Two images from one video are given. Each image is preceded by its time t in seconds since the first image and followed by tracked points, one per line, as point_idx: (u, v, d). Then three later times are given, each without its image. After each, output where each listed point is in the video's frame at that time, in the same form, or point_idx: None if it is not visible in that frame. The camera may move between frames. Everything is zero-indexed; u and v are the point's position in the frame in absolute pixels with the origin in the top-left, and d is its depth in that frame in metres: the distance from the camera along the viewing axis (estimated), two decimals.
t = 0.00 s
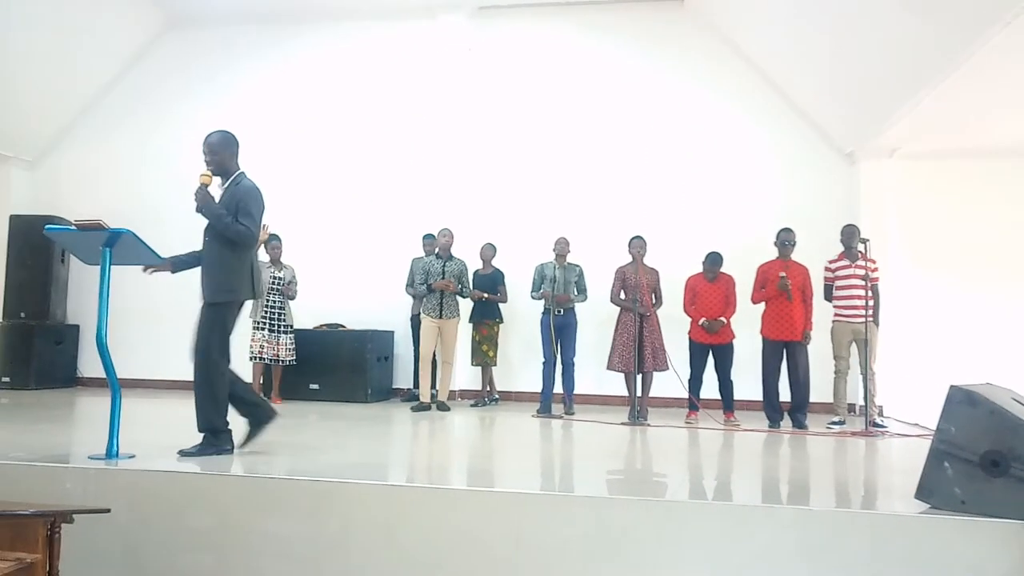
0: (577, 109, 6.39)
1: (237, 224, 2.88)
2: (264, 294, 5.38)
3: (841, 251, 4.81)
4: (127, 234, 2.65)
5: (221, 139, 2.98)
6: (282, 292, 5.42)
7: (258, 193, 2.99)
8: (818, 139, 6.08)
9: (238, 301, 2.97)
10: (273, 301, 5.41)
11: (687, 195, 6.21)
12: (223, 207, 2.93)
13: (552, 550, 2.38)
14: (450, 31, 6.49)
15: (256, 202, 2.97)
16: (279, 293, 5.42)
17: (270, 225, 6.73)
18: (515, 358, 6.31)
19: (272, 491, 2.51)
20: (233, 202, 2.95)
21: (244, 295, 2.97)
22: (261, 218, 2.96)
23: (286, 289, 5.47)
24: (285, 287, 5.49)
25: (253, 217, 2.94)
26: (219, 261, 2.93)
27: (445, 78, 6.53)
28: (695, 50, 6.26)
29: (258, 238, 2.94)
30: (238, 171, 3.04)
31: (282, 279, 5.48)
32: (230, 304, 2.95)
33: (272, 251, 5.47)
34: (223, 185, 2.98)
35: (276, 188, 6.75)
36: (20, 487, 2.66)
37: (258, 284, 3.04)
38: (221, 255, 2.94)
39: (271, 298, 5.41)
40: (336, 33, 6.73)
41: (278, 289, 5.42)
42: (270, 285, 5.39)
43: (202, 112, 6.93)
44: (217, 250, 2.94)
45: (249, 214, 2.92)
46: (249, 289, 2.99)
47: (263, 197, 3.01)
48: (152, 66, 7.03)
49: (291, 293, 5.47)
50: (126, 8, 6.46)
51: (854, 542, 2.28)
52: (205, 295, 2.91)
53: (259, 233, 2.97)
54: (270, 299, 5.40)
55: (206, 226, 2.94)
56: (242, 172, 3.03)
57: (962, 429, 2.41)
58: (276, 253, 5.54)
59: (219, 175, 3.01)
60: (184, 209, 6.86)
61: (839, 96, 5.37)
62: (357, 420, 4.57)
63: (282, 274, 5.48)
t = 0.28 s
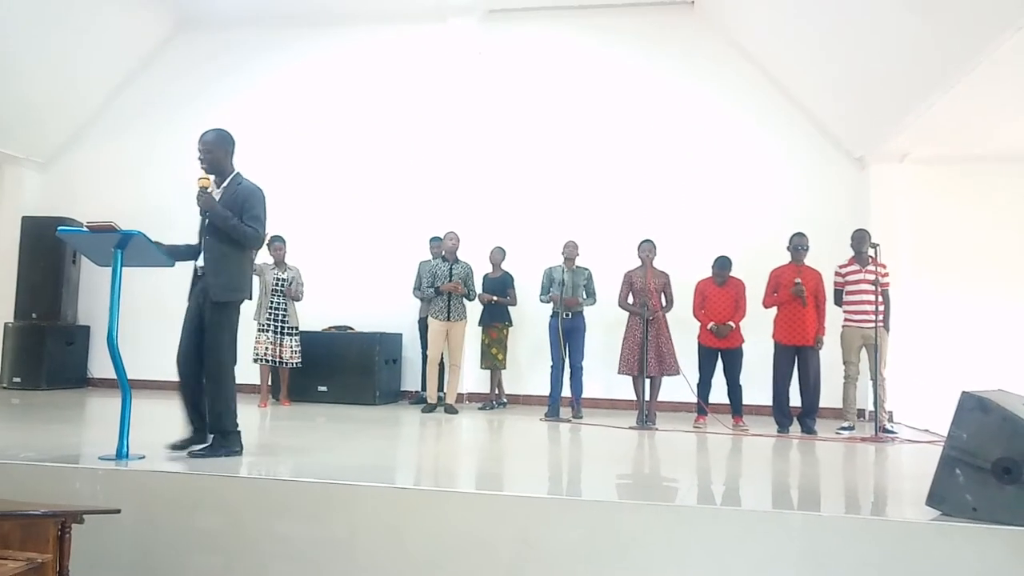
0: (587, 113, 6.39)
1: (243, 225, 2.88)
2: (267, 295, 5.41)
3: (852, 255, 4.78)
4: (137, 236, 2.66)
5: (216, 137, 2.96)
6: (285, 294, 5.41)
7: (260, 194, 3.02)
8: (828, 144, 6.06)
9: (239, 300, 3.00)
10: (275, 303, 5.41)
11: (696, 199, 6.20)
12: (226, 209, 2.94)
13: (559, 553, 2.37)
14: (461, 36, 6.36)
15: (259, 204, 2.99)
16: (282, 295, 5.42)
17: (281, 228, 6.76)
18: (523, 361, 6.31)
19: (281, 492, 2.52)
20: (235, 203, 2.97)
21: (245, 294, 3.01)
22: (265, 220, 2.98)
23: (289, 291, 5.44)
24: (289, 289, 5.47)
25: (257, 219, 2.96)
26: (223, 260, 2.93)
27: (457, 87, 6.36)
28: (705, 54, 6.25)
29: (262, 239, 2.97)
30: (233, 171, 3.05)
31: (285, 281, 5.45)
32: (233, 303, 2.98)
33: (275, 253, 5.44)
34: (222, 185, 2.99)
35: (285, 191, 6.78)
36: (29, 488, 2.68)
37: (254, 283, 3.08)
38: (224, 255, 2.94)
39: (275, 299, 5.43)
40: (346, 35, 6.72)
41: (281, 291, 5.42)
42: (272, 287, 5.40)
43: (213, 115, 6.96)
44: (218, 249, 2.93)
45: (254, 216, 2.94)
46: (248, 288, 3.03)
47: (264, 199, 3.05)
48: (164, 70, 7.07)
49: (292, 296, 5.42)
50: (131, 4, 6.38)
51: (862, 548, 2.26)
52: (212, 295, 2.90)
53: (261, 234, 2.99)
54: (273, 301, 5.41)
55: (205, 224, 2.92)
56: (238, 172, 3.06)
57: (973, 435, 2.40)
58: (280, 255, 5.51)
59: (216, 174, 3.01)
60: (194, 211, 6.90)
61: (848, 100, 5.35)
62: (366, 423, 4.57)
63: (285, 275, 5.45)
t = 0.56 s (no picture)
0: (591, 115, 6.39)
1: (241, 232, 2.98)
2: (266, 295, 5.44)
3: (858, 257, 4.76)
4: (144, 237, 2.67)
5: (196, 144, 2.95)
6: (280, 293, 5.40)
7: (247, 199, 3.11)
8: (834, 145, 6.04)
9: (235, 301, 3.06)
10: (273, 303, 5.43)
11: (701, 201, 6.20)
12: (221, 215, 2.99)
13: (566, 554, 2.37)
14: (464, 37, 6.38)
15: (249, 209, 3.08)
16: (278, 294, 5.42)
17: (285, 229, 6.78)
18: (528, 363, 6.30)
19: (285, 493, 2.53)
20: (228, 209, 3.03)
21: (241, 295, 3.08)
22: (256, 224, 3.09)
23: (285, 290, 5.42)
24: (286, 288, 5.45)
25: (249, 224, 3.06)
26: (221, 264, 2.98)
27: (460, 85, 6.41)
28: (710, 56, 6.24)
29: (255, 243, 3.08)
30: (214, 175, 3.07)
31: (283, 280, 5.45)
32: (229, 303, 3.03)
33: (273, 254, 5.45)
34: (210, 190, 3.01)
35: (290, 193, 6.80)
36: (34, 488, 2.68)
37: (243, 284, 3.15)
38: (222, 259, 2.99)
39: (274, 299, 5.44)
40: (351, 36, 6.73)
41: (278, 291, 5.42)
42: (270, 288, 5.42)
43: (218, 116, 6.99)
44: (214, 254, 2.96)
45: (248, 221, 3.04)
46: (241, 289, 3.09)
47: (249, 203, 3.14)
48: (169, 72, 7.10)
49: (287, 295, 5.40)
50: (134, 5, 6.36)
51: (868, 553, 2.25)
52: (218, 297, 2.95)
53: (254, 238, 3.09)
54: (271, 301, 5.44)
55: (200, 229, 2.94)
56: (219, 176, 3.09)
57: (980, 438, 2.38)
58: (279, 256, 5.52)
59: (199, 179, 3.01)
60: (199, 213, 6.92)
61: (853, 102, 5.34)
62: (370, 424, 4.58)
63: (283, 275, 5.44)
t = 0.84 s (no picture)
0: (591, 116, 6.39)
1: (230, 232, 3.05)
2: (264, 296, 5.45)
3: (858, 259, 4.75)
4: (143, 238, 2.65)
5: (179, 148, 2.93)
6: (277, 294, 5.39)
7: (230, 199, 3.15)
8: (834, 147, 6.04)
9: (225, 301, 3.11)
10: (270, 305, 5.43)
11: (701, 202, 6.20)
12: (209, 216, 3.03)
13: (565, 555, 2.37)
14: (464, 39, 6.39)
15: (234, 209, 3.13)
16: (276, 295, 5.41)
17: (285, 230, 6.78)
18: (528, 364, 6.30)
19: (284, 495, 2.53)
20: (215, 209, 3.07)
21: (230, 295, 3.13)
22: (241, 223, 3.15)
23: (282, 291, 5.41)
24: (284, 289, 5.44)
25: (235, 224, 3.12)
26: (212, 265, 3.02)
27: (461, 86, 6.41)
28: (710, 58, 6.24)
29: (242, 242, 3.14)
30: (196, 175, 3.07)
31: (280, 281, 5.43)
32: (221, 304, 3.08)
33: (270, 256, 5.45)
34: (195, 192, 3.03)
35: (290, 195, 6.80)
36: (33, 490, 2.68)
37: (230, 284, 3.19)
38: (212, 260, 3.03)
39: (271, 301, 5.44)
40: (351, 39, 6.74)
41: (275, 292, 5.41)
42: (267, 289, 5.41)
43: (218, 118, 6.99)
44: (205, 255, 3.01)
45: (234, 222, 3.10)
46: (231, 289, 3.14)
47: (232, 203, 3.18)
48: (169, 73, 7.10)
49: (285, 296, 5.39)
50: (135, 7, 6.37)
51: (868, 555, 2.25)
52: (212, 298, 2.99)
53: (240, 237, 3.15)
54: (269, 303, 5.43)
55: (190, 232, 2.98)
56: (200, 177, 3.11)
57: (980, 440, 2.38)
58: (278, 257, 5.51)
59: (183, 181, 3.02)
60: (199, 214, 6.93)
61: (853, 103, 5.34)
62: (369, 426, 4.57)
63: (280, 276, 5.43)
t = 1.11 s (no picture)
0: (588, 114, 6.39)
1: (221, 229, 3.05)
2: (263, 295, 5.47)
3: (854, 256, 4.75)
4: (137, 237, 2.64)
5: (166, 147, 2.91)
6: (275, 293, 5.39)
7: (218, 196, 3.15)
8: (831, 145, 6.04)
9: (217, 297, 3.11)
10: (268, 304, 5.43)
11: (697, 200, 6.20)
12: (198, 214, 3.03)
13: (562, 553, 2.37)
14: (461, 37, 6.39)
15: (222, 206, 3.13)
16: (273, 294, 5.41)
17: (282, 229, 6.77)
18: (525, 362, 6.30)
19: (280, 494, 2.52)
20: (203, 207, 3.07)
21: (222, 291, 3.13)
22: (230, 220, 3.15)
23: (281, 290, 5.41)
24: (282, 288, 5.44)
25: (224, 221, 3.12)
26: (204, 262, 3.02)
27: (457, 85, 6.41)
28: (706, 55, 6.24)
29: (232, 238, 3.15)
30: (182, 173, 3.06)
31: (279, 280, 5.46)
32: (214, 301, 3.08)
33: (271, 254, 5.46)
34: (182, 191, 3.03)
35: (286, 193, 6.79)
36: (28, 490, 2.68)
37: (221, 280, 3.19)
38: (204, 257, 3.03)
39: (270, 300, 5.46)
40: (348, 37, 6.73)
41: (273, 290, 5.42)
42: (266, 288, 5.45)
43: (214, 116, 6.98)
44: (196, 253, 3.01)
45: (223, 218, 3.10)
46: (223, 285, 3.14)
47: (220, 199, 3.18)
48: (165, 71, 7.08)
49: (283, 295, 5.38)
50: (133, 5, 6.35)
51: (865, 553, 2.25)
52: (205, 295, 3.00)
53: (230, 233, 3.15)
54: (267, 301, 5.45)
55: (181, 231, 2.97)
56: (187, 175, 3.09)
57: (975, 437, 2.38)
58: (278, 255, 5.52)
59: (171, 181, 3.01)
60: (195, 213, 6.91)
61: (850, 101, 5.34)
62: (365, 424, 4.57)
63: (279, 275, 5.46)
